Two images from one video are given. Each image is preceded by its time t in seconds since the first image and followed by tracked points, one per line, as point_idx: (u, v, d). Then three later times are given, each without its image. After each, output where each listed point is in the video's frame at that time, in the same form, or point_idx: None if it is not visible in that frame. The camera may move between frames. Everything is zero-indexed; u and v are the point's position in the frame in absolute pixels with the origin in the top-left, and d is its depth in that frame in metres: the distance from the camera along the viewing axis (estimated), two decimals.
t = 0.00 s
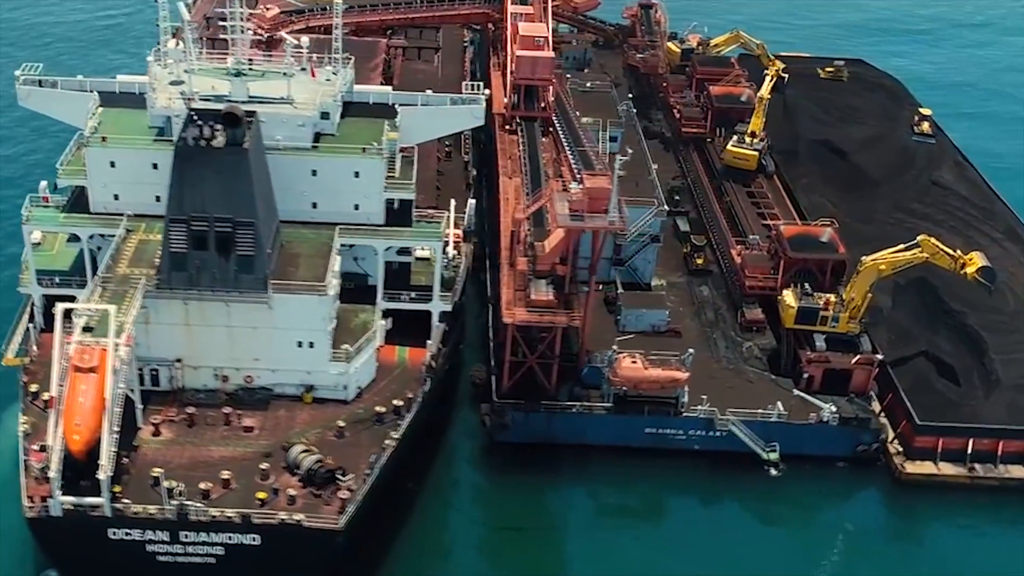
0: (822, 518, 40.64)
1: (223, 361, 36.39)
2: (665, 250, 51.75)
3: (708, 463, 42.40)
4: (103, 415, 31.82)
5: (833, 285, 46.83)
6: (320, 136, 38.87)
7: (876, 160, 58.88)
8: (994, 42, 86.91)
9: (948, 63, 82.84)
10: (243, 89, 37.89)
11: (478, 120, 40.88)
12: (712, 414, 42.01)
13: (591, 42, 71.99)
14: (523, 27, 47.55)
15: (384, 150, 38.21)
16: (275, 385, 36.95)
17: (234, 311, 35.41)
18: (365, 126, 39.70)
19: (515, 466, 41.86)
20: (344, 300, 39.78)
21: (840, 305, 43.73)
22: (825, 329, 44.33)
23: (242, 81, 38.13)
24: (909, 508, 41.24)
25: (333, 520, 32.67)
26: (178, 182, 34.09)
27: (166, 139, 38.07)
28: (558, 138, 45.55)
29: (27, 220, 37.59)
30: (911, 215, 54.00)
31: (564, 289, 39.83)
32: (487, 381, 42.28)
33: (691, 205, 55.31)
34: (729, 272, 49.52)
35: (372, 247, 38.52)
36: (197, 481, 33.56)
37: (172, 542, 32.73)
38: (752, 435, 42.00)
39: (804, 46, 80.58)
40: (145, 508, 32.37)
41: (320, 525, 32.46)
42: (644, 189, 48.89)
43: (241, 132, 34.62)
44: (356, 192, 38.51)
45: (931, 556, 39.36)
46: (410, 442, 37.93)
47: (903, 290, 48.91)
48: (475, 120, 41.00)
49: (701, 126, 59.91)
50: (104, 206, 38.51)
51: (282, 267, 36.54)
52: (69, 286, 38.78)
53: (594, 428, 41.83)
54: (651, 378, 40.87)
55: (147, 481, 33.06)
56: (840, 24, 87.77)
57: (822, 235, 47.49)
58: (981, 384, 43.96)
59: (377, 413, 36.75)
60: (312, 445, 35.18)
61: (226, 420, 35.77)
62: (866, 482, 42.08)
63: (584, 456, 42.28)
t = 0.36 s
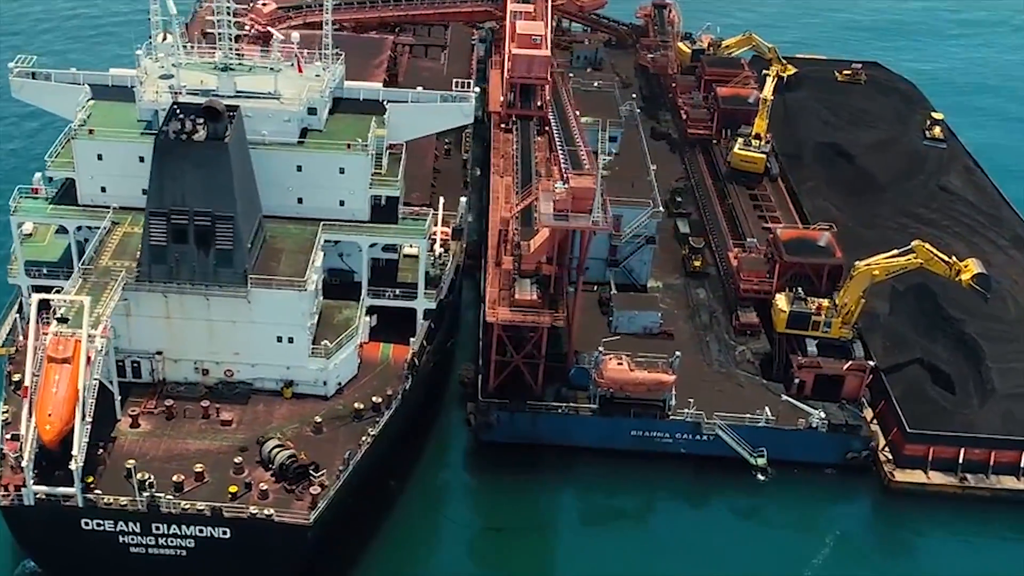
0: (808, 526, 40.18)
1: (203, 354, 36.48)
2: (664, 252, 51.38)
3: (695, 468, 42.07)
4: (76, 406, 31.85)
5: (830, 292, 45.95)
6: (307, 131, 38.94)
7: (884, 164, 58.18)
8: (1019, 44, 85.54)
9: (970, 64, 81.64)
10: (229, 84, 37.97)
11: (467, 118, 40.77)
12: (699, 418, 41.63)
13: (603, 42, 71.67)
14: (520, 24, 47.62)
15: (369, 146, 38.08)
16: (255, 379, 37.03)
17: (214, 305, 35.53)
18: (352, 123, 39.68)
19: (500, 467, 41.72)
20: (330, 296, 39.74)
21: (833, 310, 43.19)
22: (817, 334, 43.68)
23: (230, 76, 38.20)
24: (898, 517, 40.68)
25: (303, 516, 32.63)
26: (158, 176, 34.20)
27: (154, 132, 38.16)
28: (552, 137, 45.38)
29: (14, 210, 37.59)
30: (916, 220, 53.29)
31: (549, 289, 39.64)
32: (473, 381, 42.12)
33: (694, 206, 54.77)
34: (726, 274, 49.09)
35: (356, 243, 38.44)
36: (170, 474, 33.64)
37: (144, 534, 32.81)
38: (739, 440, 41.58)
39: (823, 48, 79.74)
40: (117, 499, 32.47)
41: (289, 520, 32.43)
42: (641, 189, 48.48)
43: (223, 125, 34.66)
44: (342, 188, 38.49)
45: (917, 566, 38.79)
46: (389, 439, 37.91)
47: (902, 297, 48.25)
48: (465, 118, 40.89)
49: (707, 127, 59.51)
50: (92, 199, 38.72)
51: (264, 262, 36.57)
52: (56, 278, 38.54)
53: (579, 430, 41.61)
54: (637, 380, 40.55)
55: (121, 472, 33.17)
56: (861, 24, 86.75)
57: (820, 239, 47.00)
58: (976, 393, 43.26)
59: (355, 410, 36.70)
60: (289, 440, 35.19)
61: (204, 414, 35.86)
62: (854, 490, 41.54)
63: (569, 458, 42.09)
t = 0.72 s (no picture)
0: (795, 535, 39.64)
1: (186, 348, 36.63)
2: (665, 255, 50.98)
3: (683, 474, 41.68)
4: (51, 397, 32.17)
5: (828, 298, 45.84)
6: (297, 128, 38.97)
7: (895, 170, 57.38)
8: None
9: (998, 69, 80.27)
10: (220, 79, 38.11)
11: (460, 117, 40.62)
12: (688, 423, 41.21)
13: (620, 43, 71.28)
14: (520, 23, 47.45)
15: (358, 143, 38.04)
16: (238, 373, 37.12)
17: (196, 299, 35.63)
18: (343, 119, 39.62)
19: (487, 467, 41.51)
20: (317, 292, 39.76)
21: (827, 316, 42.66)
22: (811, 341, 43.23)
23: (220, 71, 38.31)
24: (887, 528, 40.06)
25: (275, 511, 32.60)
26: (141, 169, 34.33)
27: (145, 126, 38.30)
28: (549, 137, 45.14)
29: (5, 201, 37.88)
30: (924, 227, 52.50)
31: (536, 290, 39.45)
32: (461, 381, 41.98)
33: (700, 210, 54.30)
34: (726, 278, 48.61)
35: (342, 240, 38.40)
36: (146, 466, 33.76)
37: (118, 524, 32.88)
38: (728, 446, 41.09)
39: (846, 50, 78.77)
40: (91, 490, 32.56)
41: (261, 515, 32.37)
42: (639, 191, 47.90)
43: (206, 120, 34.76)
44: (329, 184, 38.46)
45: None
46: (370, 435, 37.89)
47: (904, 304, 47.53)
48: (458, 117, 40.74)
49: (716, 130, 59.04)
50: (83, 191, 38.97)
51: (248, 256, 36.64)
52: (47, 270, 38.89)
53: (567, 432, 41.35)
54: (625, 384, 40.23)
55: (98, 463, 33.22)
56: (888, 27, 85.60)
57: (820, 244, 46.46)
58: (974, 403, 42.49)
59: (335, 407, 36.67)
60: (267, 435, 35.22)
61: (185, 407, 36.00)
62: (845, 499, 40.96)
63: (556, 459, 41.86)
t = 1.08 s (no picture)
0: (782, 546, 39.10)
1: (170, 342, 36.77)
2: (667, 260, 50.57)
3: (671, 481, 41.28)
4: (29, 388, 32.26)
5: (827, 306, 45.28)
6: (288, 125, 39.02)
7: (908, 179, 56.60)
8: None
9: None
10: (213, 75, 38.18)
11: (454, 115, 40.57)
12: (677, 429, 40.80)
13: (638, 46, 70.92)
14: (523, 24, 47.26)
15: (347, 140, 38.03)
16: (221, 369, 37.23)
17: (180, 293, 35.76)
18: (335, 117, 39.65)
19: (474, 469, 41.31)
20: (306, 289, 39.79)
21: (823, 325, 42.10)
22: (806, 349, 42.63)
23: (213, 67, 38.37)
24: (877, 541, 39.43)
25: (248, 507, 32.65)
26: (127, 163, 34.46)
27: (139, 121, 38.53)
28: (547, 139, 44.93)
29: None
30: (932, 236, 51.70)
31: (524, 292, 39.27)
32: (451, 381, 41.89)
33: (705, 214, 53.67)
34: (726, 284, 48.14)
35: (330, 237, 38.42)
36: (125, 459, 33.90)
37: (94, 516, 33.02)
38: (717, 454, 40.61)
39: (871, 55, 77.70)
40: (67, 481, 32.72)
41: (233, 511, 32.45)
42: (638, 195, 47.43)
43: (193, 115, 34.79)
44: (319, 182, 38.49)
45: None
46: (352, 432, 37.82)
47: (906, 314, 46.79)
48: (452, 116, 40.70)
49: (727, 134, 58.50)
50: (76, 183, 39.25)
51: (234, 252, 36.68)
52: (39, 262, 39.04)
53: (556, 436, 41.09)
54: (613, 388, 39.92)
55: (75, 454, 33.41)
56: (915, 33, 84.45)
57: (821, 252, 45.90)
58: (971, 416, 41.73)
59: (317, 405, 36.67)
60: (246, 431, 35.30)
61: (167, 401, 36.12)
62: (836, 511, 40.37)
63: (544, 462, 41.60)
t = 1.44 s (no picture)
0: (767, 557, 38.58)
1: (154, 336, 36.95)
2: (668, 265, 50.15)
3: (658, 487, 40.92)
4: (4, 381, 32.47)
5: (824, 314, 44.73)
6: (279, 122, 39.11)
7: (919, 186, 55.75)
8: None
9: None
10: (202, 71, 38.21)
11: (446, 116, 40.49)
12: (664, 436, 40.44)
13: (654, 49, 70.58)
14: (523, 25, 46.99)
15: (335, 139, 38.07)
16: (204, 364, 37.37)
17: (163, 288, 35.92)
18: (326, 116, 39.69)
19: (459, 469, 41.14)
20: (293, 287, 39.86)
21: (815, 333, 41.58)
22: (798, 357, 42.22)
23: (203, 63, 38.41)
24: (864, 554, 38.81)
25: (220, 503, 32.67)
26: (110, 158, 34.62)
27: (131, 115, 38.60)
28: (543, 141, 44.71)
29: None
30: (939, 246, 50.89)
31: (510, 293, 39.12)
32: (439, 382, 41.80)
33: (710, 219, 53.14)
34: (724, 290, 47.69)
35: (316, 235, 38.49)
36: (102, 452, 34.06)
37: (69, 507, 33.13)
38: (704, 461, 40.18)
39: (894, 60, 76.59)
40: (42, 472, 32.88)
41: (204, 505, 32.52)
42: (636, 198, 46.94)
43: (177, 111, 34.91)
44: (306, 179, 38.57)
45: None
46: (333, 430, 37.82)
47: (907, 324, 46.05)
48: (444, 116, 40.65)
49: (736, 139, 57.99)
50: (68, 177, 39.47)
51: (219, 248, 36.78)
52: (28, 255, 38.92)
53: (542, 438, 40.86)
54: (599, 392, 39.67)
55: (52, 446, 33.59)
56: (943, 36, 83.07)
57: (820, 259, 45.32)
58: (966, 429, 40.99)
59: (298, 402, 36.69)
60: (225, 427, 35.39)
61: (148, 394, 36.27)
62: (824, 522, 39.79)
63: (530, 465, 41.36)
